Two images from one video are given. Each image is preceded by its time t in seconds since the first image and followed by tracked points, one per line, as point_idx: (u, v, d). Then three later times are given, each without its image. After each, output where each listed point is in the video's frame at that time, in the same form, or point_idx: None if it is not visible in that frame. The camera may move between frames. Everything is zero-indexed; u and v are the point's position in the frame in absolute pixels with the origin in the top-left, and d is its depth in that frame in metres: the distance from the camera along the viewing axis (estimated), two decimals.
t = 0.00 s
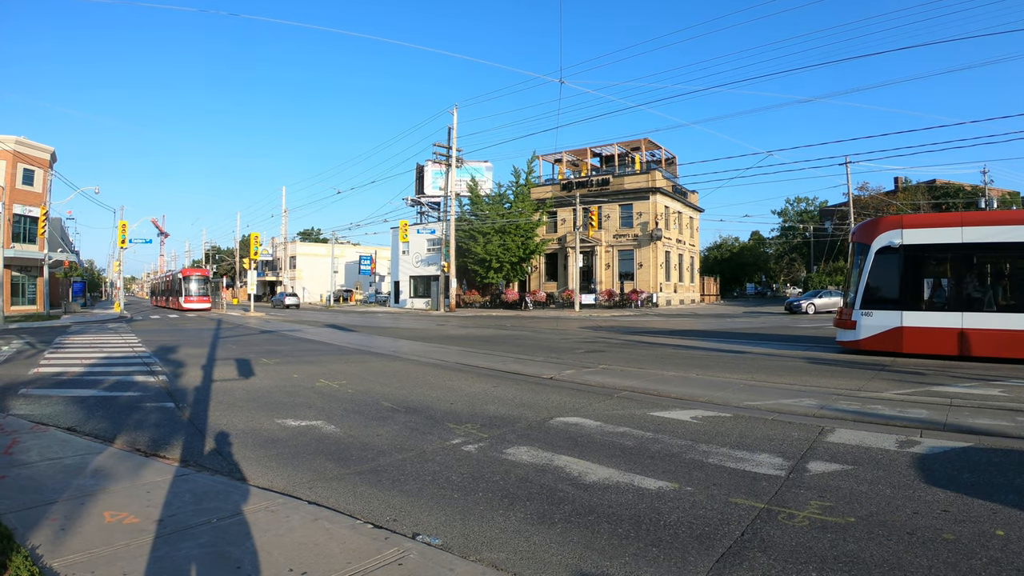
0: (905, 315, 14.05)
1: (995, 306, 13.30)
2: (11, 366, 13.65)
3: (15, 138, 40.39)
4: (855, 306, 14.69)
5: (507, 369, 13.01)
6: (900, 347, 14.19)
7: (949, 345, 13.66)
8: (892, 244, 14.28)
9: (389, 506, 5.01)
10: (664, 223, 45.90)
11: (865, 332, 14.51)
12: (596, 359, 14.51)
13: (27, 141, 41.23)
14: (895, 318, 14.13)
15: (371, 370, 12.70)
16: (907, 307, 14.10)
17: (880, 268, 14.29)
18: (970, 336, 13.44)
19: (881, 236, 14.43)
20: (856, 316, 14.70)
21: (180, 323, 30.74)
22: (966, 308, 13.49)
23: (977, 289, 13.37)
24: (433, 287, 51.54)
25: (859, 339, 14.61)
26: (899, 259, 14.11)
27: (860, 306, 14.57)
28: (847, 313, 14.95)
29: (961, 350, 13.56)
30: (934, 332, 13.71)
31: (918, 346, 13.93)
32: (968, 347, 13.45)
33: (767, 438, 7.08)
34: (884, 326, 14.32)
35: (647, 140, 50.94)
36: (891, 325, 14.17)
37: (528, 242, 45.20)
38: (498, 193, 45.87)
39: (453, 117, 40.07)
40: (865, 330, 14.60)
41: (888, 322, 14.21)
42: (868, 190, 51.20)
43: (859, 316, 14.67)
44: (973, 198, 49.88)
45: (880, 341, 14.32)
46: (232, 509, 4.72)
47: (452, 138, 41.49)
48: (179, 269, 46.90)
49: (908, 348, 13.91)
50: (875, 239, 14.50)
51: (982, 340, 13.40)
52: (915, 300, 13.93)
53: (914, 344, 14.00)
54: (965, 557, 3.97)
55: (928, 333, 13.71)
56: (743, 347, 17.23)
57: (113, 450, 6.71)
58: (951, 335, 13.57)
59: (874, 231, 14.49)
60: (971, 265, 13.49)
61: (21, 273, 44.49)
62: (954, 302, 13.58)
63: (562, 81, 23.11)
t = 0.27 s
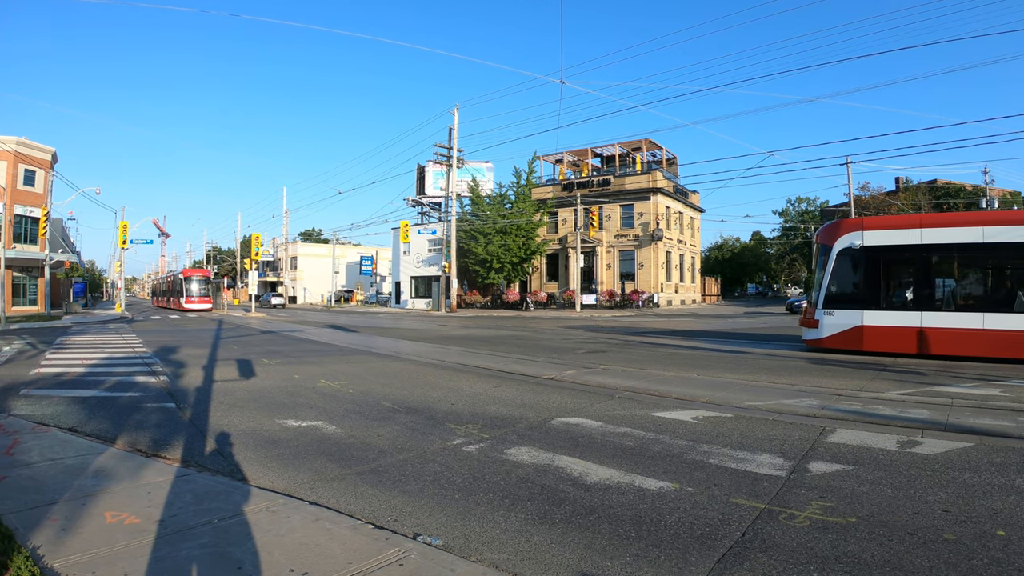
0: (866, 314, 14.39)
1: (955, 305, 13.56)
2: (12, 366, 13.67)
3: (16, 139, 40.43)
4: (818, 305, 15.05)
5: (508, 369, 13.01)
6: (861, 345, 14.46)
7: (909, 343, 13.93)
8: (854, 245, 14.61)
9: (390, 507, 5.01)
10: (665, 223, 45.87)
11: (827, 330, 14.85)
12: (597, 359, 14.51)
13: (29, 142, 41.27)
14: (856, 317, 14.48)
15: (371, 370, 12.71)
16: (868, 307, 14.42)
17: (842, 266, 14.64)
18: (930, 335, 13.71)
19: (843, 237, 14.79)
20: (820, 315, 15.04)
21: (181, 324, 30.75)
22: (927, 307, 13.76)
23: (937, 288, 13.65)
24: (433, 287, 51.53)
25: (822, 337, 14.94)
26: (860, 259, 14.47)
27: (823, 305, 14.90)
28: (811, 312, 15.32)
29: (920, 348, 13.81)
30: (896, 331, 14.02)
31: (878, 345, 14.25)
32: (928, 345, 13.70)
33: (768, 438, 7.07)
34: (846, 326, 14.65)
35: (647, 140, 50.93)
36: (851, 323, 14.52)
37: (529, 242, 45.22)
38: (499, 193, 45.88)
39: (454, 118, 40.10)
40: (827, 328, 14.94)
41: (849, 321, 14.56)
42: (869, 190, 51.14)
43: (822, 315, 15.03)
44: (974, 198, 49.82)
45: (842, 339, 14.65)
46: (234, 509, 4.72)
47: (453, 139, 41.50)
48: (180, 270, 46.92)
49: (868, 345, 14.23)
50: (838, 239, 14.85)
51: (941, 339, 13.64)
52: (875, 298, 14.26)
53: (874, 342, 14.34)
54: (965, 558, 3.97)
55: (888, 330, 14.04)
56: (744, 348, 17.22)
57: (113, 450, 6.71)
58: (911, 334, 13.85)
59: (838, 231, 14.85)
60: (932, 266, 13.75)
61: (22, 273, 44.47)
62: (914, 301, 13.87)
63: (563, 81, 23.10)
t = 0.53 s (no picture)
0: (832, 313, 14.89)
1: (920, 305, 13.95)
2: (13, 367, 13.68)
3: (16, 140, 40.45)
4: (788, 304, 15.58)
5: (508, 369, 13.02)
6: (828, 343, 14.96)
7: (875, 341, 14.37)
8: (821, 246, 15.09)
9: (391, 507, 5.00)
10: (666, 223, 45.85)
11: (796, 329, 15.38)
12: (597, 359, 14.51)
13: (29, 142, 41.28)
14: (823, 316, 14.98)
15: (371, 371, 12.72)
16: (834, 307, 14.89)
17: (810, 267, 15.15)
18: (895, 333, 14.11)
19: (811, 239, 15.31)
20: (789, 314, 15.56)
21: (181, 324, 30.71)
22: (892, 307, 14.19)
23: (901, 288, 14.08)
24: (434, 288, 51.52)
25: (791, 335, 15.48)
26: (827, 260, 14.94)
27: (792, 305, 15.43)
28: (782, 311, 15.84)
29: (886, 346, 14.24)
30: (859, 330, 14.50)
31: (844, 343, 14.72)
32: (893, 343, 14.12)
33: (769, 439, 7.07)
34: (813, 324, 15.15)
35: (648, 140, 50.93)
36: (819, 322, 15.02)
37: (530, 242, 45.23)
38: (500, 194, 45.89)
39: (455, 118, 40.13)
40: (796, 327, 15.47)
41: (816, 320, 15.06)
42: (869, 190, 51.09)
43: (791, 315, 15.55)
44: (974, 199, 49.74)
45: (810, 337, 15.17)
46: (234, 510, 4.72)
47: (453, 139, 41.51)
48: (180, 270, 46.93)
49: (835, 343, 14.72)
50: (806, 241, 15.38)
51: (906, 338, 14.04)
52: (841, 298, 14.75)
53: (840, 341, 14.81)
54: (966, 558, 3.96)
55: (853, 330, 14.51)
56: (744, 348, 17.21)
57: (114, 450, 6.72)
58: (877, 332, 14.28)
59: (806, 233, 15.36)
60: (895, 266, 14.19)
61: (22, 274, 44.46)
62: (880, 300, 14.32)
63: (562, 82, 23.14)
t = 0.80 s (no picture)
0: (800, 312, 15.11)
1: (886, 304, 14.08)
2: (14, 367, 13.67)
3: (17, 140, 40.49)
4: (757, 304, 15.83)
5: (509, 369, 13.02)
6: (797, 342, 15.17)
7: (843, 341, 14.57)
8: (789, 248, 15.33)
9: (391, 507, 5.01)
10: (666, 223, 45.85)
11: (765, 328, 15.62)
12: (598, 360, 14.51)
13: (29, 143, 41.31)
14: (791, 315, 15.20)
15: (371, 371, 12.73)
16: (803, 306, 15.11)
17: (779, 267, 15.38)
18: (862, 333, 14.31)
19: (780, 240, 15.57)
20: (759, 313, 15.80)
21: (181, 325, 30.68)
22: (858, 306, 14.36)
23: (868, 287, 14.23)
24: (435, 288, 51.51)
25: (761, 335, 15.72)
26: (795, 261, 15.19)
27: (761, 304, 15.68)
28: (752, 310, 16.09)
29: (852, 345, 14.43)
30: (828, 330, 14.70)
31: (812, 342, 14.94)
32: (860, 342, 14.30)
33: (770, 438, 7.07)
34: (782, 323, 15.40)
35: (648, 140, 50.93)
36: (787, 321, 15.26)
37: (530, 243, 45.22)
38: (500, 194, 45.91)
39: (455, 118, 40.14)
40: (765, 326, 15.72)
41: (785, 319, 15.30)
42: (869, 190, 51.05)
43: (761, 314, 15.78)
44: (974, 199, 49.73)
45: (778, 336, 15.42)
46: (235, 510, 4.73)
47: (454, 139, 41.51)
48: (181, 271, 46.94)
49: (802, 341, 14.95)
50: (775, 242, 15.64)
51: (872, 336, 14.21)
52: (808, 297, 14.94)
53: (809, 339, 15.02)
54: (968, 558, 3.96)
55: (819, 329, 14.74)
56: (745, 347, 17.20)
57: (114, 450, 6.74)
58: (844, 332, 14.50)
59: (775, 234, 15.65)
60: (862, 265, 14.34)
61: (22, 274, 44.45)
62: (846, 300, 14.49)
63: (562, 82, 23.19)
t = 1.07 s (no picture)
0: (765, 311, 15.73)
1: (846, 303, 14.65)
2: (14, 367, 13.66)
3: (17, 140, 40.51)
4: (726, 303, 16.49)
5: (509, 370, 13.03)
6: (762, 339, 15.78)
7: (805, 338, 15.15)
8: (755, 249, 15.91)
9: (391, 507, 5.01)
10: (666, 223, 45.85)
11: (733, 326, 16.25)
12: (598, 359, 14.51)
13: (29, 143, 41.32)
14: (756, 314, 15.84)
15: (371, 371, 12.74)
16: (767, 305, 15.73)
17: (746, 268, 15.98)
18: (823, 331, 14.90)
19: (746, 241, 16.13)
20: (727, 312, 16.44)
21: (181, 325, 30.68)
22: (819, 305, 14.95)
23: (828, 285, 14.82)
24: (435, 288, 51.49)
25: (728, 333, 16.35)
26: (761, 262, 15.78)
27: (729, 303, 16.31)
28: (721, 309, 16.77)
29: (813, 342, 15.03)
30: (791, 328, 15.30)
31: (776, 339, 15.53)
32: (821, 340, 14.89)
33: (770, 439, 7.07)
34: (749, 321, 16.03)
35: (648, 140, 50.96)
36: (751, 320, 15.91)
37: (531, 243, 45.23)
38: (500, 194, 45.92)
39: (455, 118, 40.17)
40: (732, 325, 16.37)
41: (751, 318, 15.92)
42: (870, 190, 51.01)
43: (729, 313, 16.43)
44: (975, 199, 49.73)
45: (745, 334, 16.04)
46: (235, 510, 4.73)
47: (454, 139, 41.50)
48: (181, 271, 46.93)
49: (766, 339, 15.59)
50: (741, 243, 16.23)
51: (833, 335, 14.78)
52: (772, 297, 15.57)
53: (773, 337, 15.61)
54: (968, 558, 3.96)
55: (782, 327, 15.36)
56: (745, 347, 17.19)
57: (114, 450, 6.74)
58: (807, 330, 15.08)
59: (742, 235, 16.22)
60: (823, 265, 14.92)
61: (23, 274, 44.45)
62: (808, 298, 15.09)
63: (562, 82, 23.23)
